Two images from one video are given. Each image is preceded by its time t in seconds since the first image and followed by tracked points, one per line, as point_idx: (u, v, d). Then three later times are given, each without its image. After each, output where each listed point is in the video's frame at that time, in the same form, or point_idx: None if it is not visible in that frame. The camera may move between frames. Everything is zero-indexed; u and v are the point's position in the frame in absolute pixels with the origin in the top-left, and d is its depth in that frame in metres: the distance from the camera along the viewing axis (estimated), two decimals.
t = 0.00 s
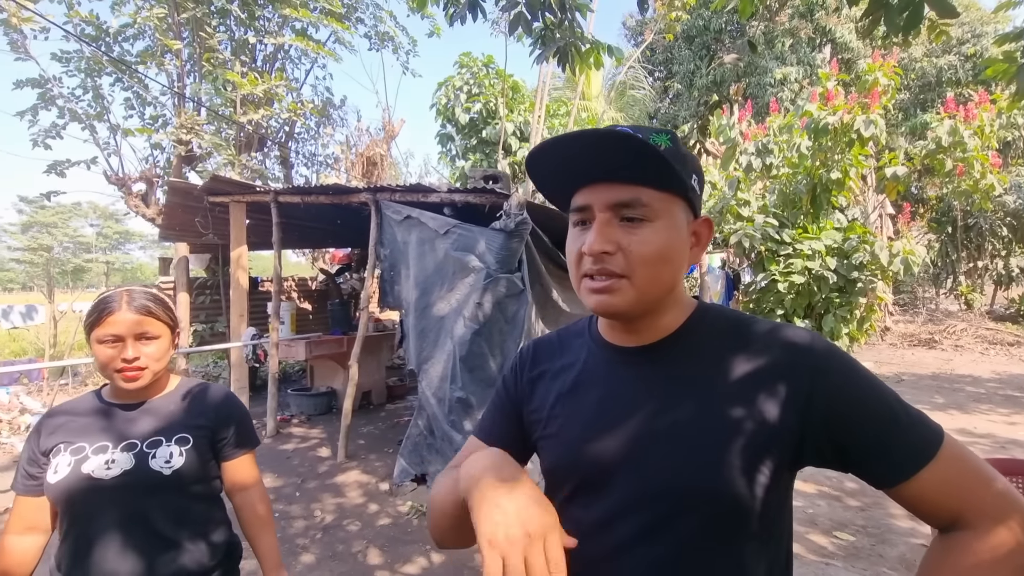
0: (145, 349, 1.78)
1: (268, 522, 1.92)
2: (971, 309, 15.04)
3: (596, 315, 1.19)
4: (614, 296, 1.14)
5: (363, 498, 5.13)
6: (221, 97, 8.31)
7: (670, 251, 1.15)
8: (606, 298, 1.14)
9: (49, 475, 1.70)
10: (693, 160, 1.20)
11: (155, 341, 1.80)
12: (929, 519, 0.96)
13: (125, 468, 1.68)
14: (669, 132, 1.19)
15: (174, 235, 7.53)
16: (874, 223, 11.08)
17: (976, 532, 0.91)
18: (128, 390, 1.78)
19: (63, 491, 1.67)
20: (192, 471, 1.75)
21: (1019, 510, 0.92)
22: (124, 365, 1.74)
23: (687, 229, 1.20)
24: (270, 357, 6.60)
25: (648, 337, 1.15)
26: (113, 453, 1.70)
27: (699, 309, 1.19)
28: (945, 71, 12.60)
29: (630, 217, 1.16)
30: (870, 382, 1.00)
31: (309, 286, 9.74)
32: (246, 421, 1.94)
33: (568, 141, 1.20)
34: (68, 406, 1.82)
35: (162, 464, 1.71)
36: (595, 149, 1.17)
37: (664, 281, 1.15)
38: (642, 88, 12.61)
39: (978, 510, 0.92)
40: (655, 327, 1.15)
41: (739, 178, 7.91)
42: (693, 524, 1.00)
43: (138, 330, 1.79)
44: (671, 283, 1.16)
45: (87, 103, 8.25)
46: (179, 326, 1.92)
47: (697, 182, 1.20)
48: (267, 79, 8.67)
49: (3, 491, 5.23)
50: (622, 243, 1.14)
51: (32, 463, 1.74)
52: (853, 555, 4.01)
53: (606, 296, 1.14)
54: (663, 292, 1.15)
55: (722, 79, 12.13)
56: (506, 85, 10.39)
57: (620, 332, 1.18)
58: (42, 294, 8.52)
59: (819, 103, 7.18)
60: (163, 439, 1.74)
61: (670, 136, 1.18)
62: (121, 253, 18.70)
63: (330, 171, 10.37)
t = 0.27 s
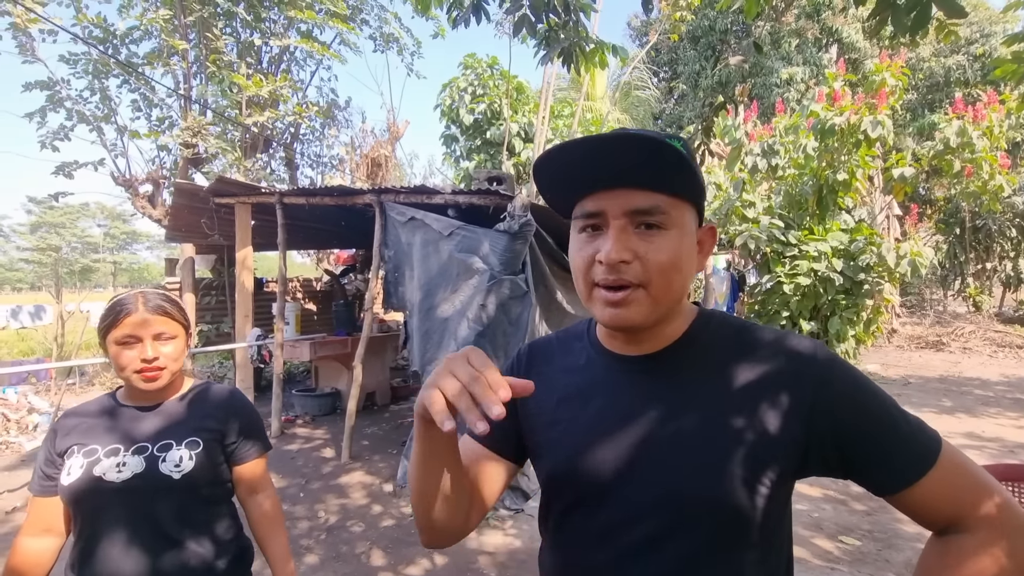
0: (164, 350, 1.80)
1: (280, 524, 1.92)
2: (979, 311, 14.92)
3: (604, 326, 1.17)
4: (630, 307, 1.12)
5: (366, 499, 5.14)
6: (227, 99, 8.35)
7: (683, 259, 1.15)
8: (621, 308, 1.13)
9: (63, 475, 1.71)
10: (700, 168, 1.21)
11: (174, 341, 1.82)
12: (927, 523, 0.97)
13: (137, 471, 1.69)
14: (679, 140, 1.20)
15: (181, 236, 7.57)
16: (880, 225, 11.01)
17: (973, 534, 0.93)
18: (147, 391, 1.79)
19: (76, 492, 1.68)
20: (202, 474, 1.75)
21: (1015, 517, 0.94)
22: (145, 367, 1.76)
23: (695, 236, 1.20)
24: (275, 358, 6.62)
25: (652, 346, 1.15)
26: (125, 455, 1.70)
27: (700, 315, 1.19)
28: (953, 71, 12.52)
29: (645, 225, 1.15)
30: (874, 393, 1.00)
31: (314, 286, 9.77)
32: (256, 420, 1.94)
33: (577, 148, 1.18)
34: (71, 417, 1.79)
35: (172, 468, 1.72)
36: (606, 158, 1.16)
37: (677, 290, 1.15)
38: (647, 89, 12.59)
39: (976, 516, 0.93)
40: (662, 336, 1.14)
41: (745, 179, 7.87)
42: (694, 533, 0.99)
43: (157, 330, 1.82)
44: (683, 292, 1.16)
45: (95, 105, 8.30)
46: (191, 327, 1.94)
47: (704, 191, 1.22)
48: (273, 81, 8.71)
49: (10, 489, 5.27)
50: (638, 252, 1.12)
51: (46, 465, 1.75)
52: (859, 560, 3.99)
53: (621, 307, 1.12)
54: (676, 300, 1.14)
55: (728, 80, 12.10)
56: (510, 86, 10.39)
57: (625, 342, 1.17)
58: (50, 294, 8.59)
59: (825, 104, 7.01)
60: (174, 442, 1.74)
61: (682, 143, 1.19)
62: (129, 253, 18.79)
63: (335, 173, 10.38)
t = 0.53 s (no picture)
0: (182, 350, 1.82)
1: (288, 526, 1.93)
2: (985, 314, 14.84)
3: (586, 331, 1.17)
4: (608, 312, 1.11)
5: (370, 501, 5.14)
6: (233, 101, 8.38)
7: (662, 264, 1.13)
8: (598, 313, 1.12)
9: (75, 477, 1.71)
10: (684, 173, 1.20)
11: (191, 342, 1.84)
12: (927, 524, 0.96)
13: (150, 474, 1.70)
14: (662, 145, 1.19)
15: (186, 237, 7.60)
16: (886, 227, 10.97)
17: (975, 533, 0.91)
18: (163, 391, 1.81)
19: (88, 494, 1.68)
20: (214, 477, 1.77)
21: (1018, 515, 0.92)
22: (164, 368, 1.78)
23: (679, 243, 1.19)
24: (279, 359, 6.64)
25: (644, 352, 1.14)
26: (137, 458, 1.71)
27: (693, 318, 1.18)
28: (959, 72, 12.47)
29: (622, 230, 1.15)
30: (871, 393, 0.99)
31: (318, 288, 9.79)
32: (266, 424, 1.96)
33: (561, 153, 1.20)
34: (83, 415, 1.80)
35: (185, 470, 1.73)
36: (583, 161, 1.16)
37: (657, 295, 1.13)
38: (651, 91, 12.58)
39: (978, 514, 0.92)
40: (653, 343, 1.14)
41: (749, 181, 7.85)
42: (697, 540, 0.99)
43: (176, 331, 1.82)
44: (665, 298, 1.14)
45: (101, 107, 8.35)
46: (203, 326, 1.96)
47: (689, 196, 1.20)
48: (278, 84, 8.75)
49: (16, 489, 5.30)
50: (614, 256, 1.12)
51: (56, 467, 1.75)
52: (864, 565, 3.97)
53: (598, 312, 1.12)
54: (656, 307, 1.13)
55: (732, 82, 12.09)
56: (514, 88, 10.41)
57: (615, 349, 1.16)
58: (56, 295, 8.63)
59: (831, 104, 7.31)
60: (186, 444, 1.76)
61: (663, 148, 1.18)
62: (134, 254, 18.85)
63: (339, 174, 10.40)
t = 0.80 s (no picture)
0: (194, 349, 1.84)
1: (298, 520, 1.97)
2: (993, 317, 14.72)
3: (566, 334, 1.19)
4: (577, 312, 1.13)
5: (374, 501, 5.16)
6: (240, 103, 8.44)
7: (630, 264, 1.12)
8: (569, 315, 1.14)
9: (89, 475, 1.72)
10: (652, 172, 1.18)
11: (203, 340, 1.87)
12: (932, 528, 0.97)
13: (168, 471, 1.72)
14: (624, 147, 1.19)
15: (193, 237, 7.65)
16: (893, 229, 10.93)
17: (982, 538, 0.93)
18: (176, 389, 1.84)
19: (105, 492, 1.69)
20: (230, 473, 1.81)
21: None
22: (177, 366, 1.80)
23: (653, 240, 1.16)
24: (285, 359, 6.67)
25: (634, 355, 1.15)
26: (155, 455, 1.73)
27: (687, 319, 1.18)
28: (968, 74, 12.41)
29: (587, 233, 1.16)
30: (872, 395, 0.99)
31: (324, 288, 9.83)
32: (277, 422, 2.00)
33: (525, 167, 1.25)
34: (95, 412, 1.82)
35: (202, 467, 1.76)
36: (543, 172, 1.20)
37: (627, 295, 1.12)
38: (658, 93, 12.58)
39: (984, 517, 0.93)
40: (637, 345, 1.14)
41: (755, 183, 7.82)
42: (704, 544, 0.99)
43: (188, 329, 1.85)
44: (638, 297, 1.13)
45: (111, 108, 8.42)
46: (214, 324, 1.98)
47: (659, 194, 1.18)
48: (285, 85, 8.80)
49: (25, 486, 5.35)
50: (577, 258, 1.13)
51: (68, 465, 1.75)
52: (869, 569, 3.96)
53: (568, 314, 1.14)
54: (628, 306, 1.12)
55: (738, 83, 12.07)
56: (520, 89, 10.43)
57: (605, 351, 1.18)
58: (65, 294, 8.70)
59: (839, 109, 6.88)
60: (203, 441, 1.79)
61: (625, 150, 1.18)
62: (142, 254, 18.96)
63: (345, 175, 10.45)
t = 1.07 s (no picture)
0: (206, 346, 1.86)
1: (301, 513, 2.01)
2: (999, 321, 14.66)
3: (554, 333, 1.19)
4: (562, 311, 1.13)
5: (375, 501, 5.17)
6: (245, 103, 8.48)
7: (613, 263, 1.12)
8: (554, 315, 1.14)
9: (97, 473, 1.72)
10: (634, 171, 1.18)
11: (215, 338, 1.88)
12: (930, 539, 0.96)
13: (181, 468, 1.75)
14: (605, 147, 1.19)
15: (197, 237, 7.68)
16: (898, 232, 10.89)
17: (983, 549, 0.92)
18: (184, 386, 1.85)
19: (117, 489, 1.70)
20: (239, 469, 1.85)
21: None
22: (187, 362, 1.81)
23: (638, 238, 1.16)
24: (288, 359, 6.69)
25: (624, 354, 1.16)
26: (167, 453, 1.75)
27: (679, 321, 1.18)
28: (974, 76, 12.36)
29: (569, 232, 1.16)
30: (870, 399, 0.98)
31: (327, 288, 9.86)
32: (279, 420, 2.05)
33: (510, 170, 1.26)
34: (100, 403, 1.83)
35: (215, 463, 1.80)
36: (527, 174, 1.21)
37: (610, 292, 1.12)
38: (662, 94, 12.58)
39: (983, 526, 0.92)
40: (626, 345, 1.16)
41: (759, 185, 7.81)
42: (696, 547, 0.99)
43: (202, 328, 1.86)
44: (621, 295, 1.13)
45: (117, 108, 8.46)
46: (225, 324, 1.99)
47: (642, 192, 1.17)
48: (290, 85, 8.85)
49: (28, 484, 5.37)
50: (561, 257, 1.13)
51: (71, 463, 1.73)
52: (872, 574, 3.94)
53: (554, 313, 1.14)
54: (613, 305, 1.13)
55: (743, 85, 12.06)
56: (524, 91, 10.45)
57: (597, 351, 1.18)
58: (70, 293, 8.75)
59: (843, 110, 7.03)
60: (214, 438, 1.82)
61: (606, 150, 1.18)
62: (147, 254, 19.01)
63: (349, 176, 10.48)
